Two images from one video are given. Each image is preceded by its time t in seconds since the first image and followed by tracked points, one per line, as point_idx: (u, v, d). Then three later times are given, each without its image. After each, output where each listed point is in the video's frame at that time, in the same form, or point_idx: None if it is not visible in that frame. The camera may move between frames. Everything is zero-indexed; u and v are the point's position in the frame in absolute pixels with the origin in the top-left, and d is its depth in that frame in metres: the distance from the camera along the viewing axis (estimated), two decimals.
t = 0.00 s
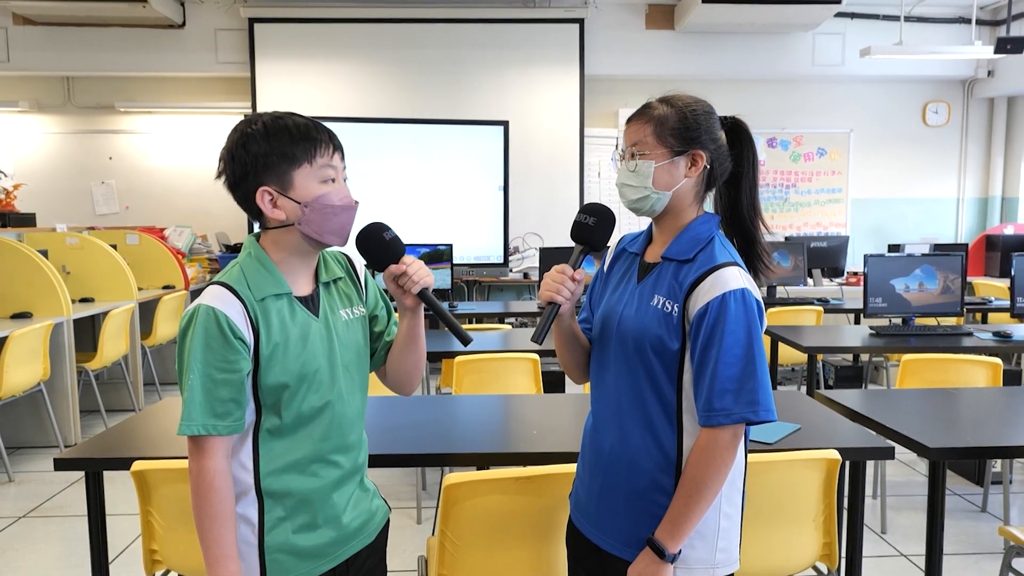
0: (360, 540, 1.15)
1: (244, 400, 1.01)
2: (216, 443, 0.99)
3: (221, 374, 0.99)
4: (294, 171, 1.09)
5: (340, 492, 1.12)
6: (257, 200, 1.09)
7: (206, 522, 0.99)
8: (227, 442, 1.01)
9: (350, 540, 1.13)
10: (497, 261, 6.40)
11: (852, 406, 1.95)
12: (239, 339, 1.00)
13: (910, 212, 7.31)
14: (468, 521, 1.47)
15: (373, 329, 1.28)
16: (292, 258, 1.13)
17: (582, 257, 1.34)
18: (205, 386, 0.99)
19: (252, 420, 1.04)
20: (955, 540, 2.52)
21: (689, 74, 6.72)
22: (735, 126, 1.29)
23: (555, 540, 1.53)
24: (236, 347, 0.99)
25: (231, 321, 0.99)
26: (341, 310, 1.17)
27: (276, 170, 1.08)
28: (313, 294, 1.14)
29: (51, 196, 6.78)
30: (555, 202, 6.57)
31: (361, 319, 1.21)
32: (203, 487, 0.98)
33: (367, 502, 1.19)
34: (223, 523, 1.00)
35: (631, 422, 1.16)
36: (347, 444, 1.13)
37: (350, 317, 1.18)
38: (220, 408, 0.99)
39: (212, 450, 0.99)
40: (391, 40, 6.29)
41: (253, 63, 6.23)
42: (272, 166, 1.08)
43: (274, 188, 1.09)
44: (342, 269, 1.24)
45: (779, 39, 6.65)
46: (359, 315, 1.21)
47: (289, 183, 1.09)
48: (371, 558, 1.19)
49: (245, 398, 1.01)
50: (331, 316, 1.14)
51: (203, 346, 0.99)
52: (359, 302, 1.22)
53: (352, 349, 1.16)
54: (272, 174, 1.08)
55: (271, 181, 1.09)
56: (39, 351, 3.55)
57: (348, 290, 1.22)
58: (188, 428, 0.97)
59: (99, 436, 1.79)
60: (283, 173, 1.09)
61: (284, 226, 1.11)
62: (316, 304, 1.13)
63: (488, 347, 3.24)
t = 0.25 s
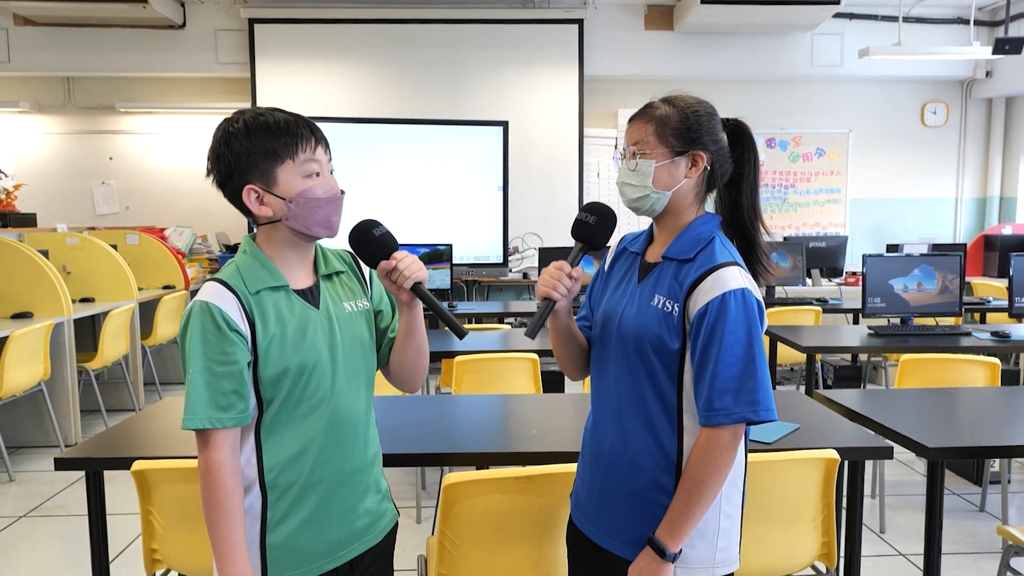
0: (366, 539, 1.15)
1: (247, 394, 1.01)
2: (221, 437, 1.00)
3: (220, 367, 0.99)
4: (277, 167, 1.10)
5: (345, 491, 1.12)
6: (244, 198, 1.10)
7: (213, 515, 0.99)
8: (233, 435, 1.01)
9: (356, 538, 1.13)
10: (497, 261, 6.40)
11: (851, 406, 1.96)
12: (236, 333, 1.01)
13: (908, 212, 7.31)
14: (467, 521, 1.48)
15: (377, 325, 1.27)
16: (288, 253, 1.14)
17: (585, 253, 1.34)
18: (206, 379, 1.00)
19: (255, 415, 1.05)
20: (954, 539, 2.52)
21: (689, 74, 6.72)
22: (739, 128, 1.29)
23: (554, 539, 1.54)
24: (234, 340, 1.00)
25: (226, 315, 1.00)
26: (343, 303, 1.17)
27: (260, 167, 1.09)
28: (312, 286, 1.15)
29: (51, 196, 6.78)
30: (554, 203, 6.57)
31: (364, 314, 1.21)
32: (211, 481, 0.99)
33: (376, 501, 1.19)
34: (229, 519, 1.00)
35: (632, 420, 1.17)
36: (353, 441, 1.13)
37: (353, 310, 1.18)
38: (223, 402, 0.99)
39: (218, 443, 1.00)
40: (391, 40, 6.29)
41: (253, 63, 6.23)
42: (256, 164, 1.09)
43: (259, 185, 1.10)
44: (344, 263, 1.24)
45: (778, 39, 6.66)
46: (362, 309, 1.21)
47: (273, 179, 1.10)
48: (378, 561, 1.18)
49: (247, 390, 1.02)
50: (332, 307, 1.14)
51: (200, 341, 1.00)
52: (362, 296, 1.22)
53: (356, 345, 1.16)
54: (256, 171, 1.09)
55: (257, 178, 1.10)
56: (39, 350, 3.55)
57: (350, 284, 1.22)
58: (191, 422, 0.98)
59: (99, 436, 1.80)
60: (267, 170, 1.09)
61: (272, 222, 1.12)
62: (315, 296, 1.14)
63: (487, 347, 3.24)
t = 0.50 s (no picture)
0: (364, 537, 1.15)
1: (240, 389, 1.02)
2: (217, 431, 1.00)
3: (210, 362, 1.00)
4: (270, 166, 1.10)
5: (342, 489, 1.13)
6: (234, 192, 1.11)
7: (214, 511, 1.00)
8: (229, 431, 1.02)
9: (353, 537, 1.13)
10: (497, 261, 6.40)
11: (849, 405, 1.96)
12: (225, 328, 1.01)
13: (907, 213, 7.32)
14: (467, 520, 1.48)
15: (372, 323, 1.26)
16: (281, 250, 1.14)
17: (582, 226, 1.35)
18: (197, 375, 1.00)
19: (251, 411, 1.05)
20: (952, 538, 2.53)
21: (688, 75, 6.73)
22: (738, 129, 1.30)
23: (553, 539, 1.54)
24: (223, 335, 1.00)
25: (215, 312, 1.01)
26: (337, 299, 1.18)
27: (254, 164, 1.10)
28: (304, 283, 1.16)
29: (51, 197, 6.79)
30: (554, 203, 6.58)
31: (360, 310, 1.21)
32: (208, 476, 1.00)
33: (375, 499, 1.19)
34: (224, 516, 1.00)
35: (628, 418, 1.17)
36: (350, 439, 1.13)
37: (348, 306, 1.19)
38: (216, 397, 1.00)
39: (215, 437, 1.00)
40: (390, 41, 6.30)
41: (253, 64, 6.24)
42: (249, 161, 1.10)
43: (251, 182, 1.10)
44: (338, 261, 1.25)
45: (776, 40, 6.66)
46: (358, 305, 1.21)
47: (265, 177, 1.10)
48: (377, 561, 1.19)
49: (240, 384, 1.02)
50: (325, 304, 1.15)
51: (191, 337, 1.00)
52: (357, 293, 1.23)
53: (354, 343, 1.16)
54: (250, 168, 1.10)
55: (249, 174, 1.10)
56: (40, 350, 3.55)
57: (344, 282, 1.23)
58: (186, 418, 0.98)
59: (100, 435, 1.80)
60: (259, 167, 1.10)
61: (261, 219, 1.12)
62: (307, 292, 1.15)
63: (486, 348, 3.24)
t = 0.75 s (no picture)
0: (359, 537, 1.16)
1: (231, 390, 1.02)
2: (206, 431, 1.00)
3: (202, 362, 1.00)
4: (264, 166, 1.10)
5: (338, 489, 1.13)
6: (229, 192, 1.11)
7: (198, 512, 0.99)
8: (218, 430, 1.02)
9: (349, 537, 1.14)
10: (496, 261, 6.40)
11: (848, 405, 1.96)
12: (219, 328, 1.02)
13: (906, 213, 7.32)
14: (467, 520, 1.48)
15: (364, 325, 1.27)
16: (274, 251, 1.15)
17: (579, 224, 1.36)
18: (190, 375, 1.00)
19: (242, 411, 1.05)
20: (951, 538, 2.53)
21: (687, 75, 6.73)
22: (739, 129, 1.30)
23: (552, 538, 1.54)
24: (215, 334, 1.01)
25: (209, 311, 1.01)
26: (330, 301, 1.18)
27: (249, 165, 1.10)
28: (298, 285, 1.17)
29: (52, 197, 6.79)
30: (553, 203, 6.58)
31: (352, 312, 1.22)
32: (200, 478, 0.99)
33: (370, 499, 1.19)
34: (215, 514, 1.00)
35: (627, 419, 1.17)
36: (344, 439, 1.14)
37: (340, 308, 1.19)
38: (206, 396, 1.00)
39: (203, 437, 1.00)
40: (390, 41, 6.30)
41: (253, 65, 6.24)
42: (244, 161, 1.10)
43: (246, 182, 1.11)
44: (331, 263, 1.26)
45: (775, 40, 6.66)
46: (350, 307, 1.21)
47: (259, 178, 1.10)
48: (371, 563, 1.19)
49: (231, 384, 1.02)
50: (318, 305, 1.15)
51: (184, 337, 1.01)
52: (350, 295, 1.23)
53: (346, 345, 1.17)
54: (244, 168, 1.10)
55: (244, 175, 1.11)
56: (40, 350, 3.56)
57: (337, 284, 1.23)
58: (177, 417, 0.98)
59: (100, 435, 1.81)
60: (254, 168, 1.10)
61: (254, 220, 1.12)
62: (300, 294, 1.15)
63: (486, 347, 3.24)
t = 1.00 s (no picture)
0: (358, 536, 1.16)
1: (230, 389, 1.02)
2: (204, 431, 1.01)
3: (201, 361, 1.01)
4: (261, 167, 1.11)
5: (337, 488, 1.13)
6: (227, 194, 1.11)
7: (195, 512, 0.99)
8: (216, 430, 1.02)
9: (348, 536, 1.14)
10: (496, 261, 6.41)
11: (847, 405, 1.97)
12: (217, 327, 1.02)
13: (904, 213, 7.32)
14: (466, 519, 1.49)
15: (360, 324, 1.27)
16: (271, 251, 1.15)
17: (575, 222, 1.37)
18: (189, 374, 1.01)
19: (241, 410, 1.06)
20: (949, 537, 2.53)
21: (686, 76, 6.73)
22: (740, 130, 1.30)
23: (551, 537, 1.55)
24: (214, 334, 1.01)
25: (207, 310, 1.02)
26: (326, 301, 1.19)
27: (246, 167, 1.11)
28: (294, 285, 1.17)
29: (52, 197, 6.79)
30: (552, 203, 6.59)
31: (348, 312, 1.22)
32: (199, 478, 1.00)
33: (369, 497, 1.20)
34: (215, 513, 1.00)
35: (627, 420, 1.18)
36: (343, 438, 1.14)
37: (336, 308, 1.20)
38: (206, 396, 1.00)
39: (201, 438, 1.00)
40: (389, 42, 6.31)
41: (253, 65, 6.25)
42: (241, 163, 1.10)
43: (243, 183, 1.11)
44: (325, 263, 1.26)
45: (773, 41, 6.67)
46: (345, 307, 1.22)
47: (256, 179, 1.11)
48: (370, 562, 1.20)
49: (230, 384, 1.02)
50: (315, 305, 1.16)
51: (183, 337, 1.01)
52: (345, 295, 1.24)
53: (342, 345, 1.17)
54: (242, 169, 1.11)
55: (241, 176, 1.11)
56: (41, 350, 3.56)
57: (332, 285, 1.23)
58: (175, 417, 0.99)
59: (100, 434, 1.81)
60: (251, 169, 1.11)
61: (252, 220, 1.13)
62: (297, 294, 1.16)
63: (485, 347, 3.24)
